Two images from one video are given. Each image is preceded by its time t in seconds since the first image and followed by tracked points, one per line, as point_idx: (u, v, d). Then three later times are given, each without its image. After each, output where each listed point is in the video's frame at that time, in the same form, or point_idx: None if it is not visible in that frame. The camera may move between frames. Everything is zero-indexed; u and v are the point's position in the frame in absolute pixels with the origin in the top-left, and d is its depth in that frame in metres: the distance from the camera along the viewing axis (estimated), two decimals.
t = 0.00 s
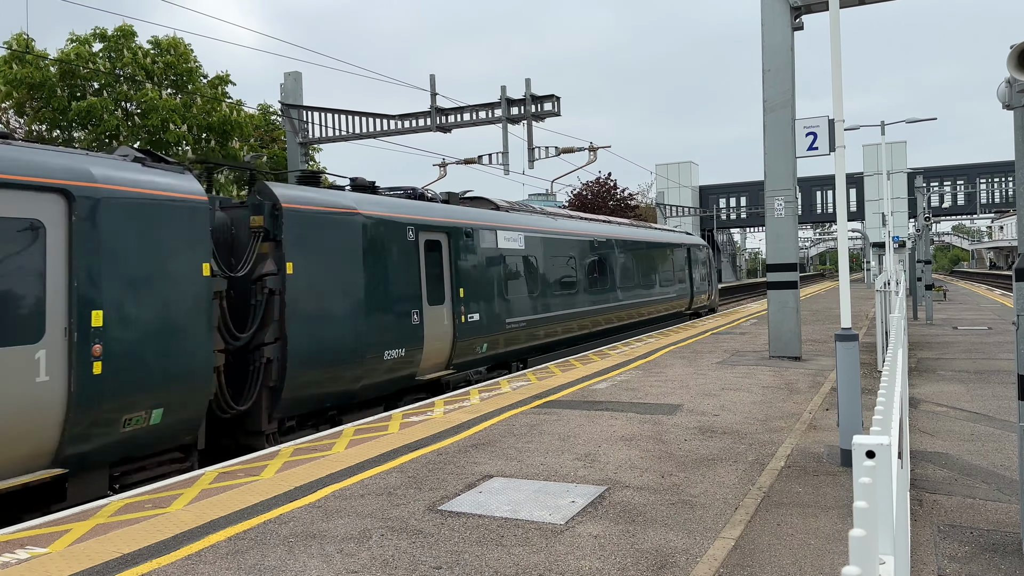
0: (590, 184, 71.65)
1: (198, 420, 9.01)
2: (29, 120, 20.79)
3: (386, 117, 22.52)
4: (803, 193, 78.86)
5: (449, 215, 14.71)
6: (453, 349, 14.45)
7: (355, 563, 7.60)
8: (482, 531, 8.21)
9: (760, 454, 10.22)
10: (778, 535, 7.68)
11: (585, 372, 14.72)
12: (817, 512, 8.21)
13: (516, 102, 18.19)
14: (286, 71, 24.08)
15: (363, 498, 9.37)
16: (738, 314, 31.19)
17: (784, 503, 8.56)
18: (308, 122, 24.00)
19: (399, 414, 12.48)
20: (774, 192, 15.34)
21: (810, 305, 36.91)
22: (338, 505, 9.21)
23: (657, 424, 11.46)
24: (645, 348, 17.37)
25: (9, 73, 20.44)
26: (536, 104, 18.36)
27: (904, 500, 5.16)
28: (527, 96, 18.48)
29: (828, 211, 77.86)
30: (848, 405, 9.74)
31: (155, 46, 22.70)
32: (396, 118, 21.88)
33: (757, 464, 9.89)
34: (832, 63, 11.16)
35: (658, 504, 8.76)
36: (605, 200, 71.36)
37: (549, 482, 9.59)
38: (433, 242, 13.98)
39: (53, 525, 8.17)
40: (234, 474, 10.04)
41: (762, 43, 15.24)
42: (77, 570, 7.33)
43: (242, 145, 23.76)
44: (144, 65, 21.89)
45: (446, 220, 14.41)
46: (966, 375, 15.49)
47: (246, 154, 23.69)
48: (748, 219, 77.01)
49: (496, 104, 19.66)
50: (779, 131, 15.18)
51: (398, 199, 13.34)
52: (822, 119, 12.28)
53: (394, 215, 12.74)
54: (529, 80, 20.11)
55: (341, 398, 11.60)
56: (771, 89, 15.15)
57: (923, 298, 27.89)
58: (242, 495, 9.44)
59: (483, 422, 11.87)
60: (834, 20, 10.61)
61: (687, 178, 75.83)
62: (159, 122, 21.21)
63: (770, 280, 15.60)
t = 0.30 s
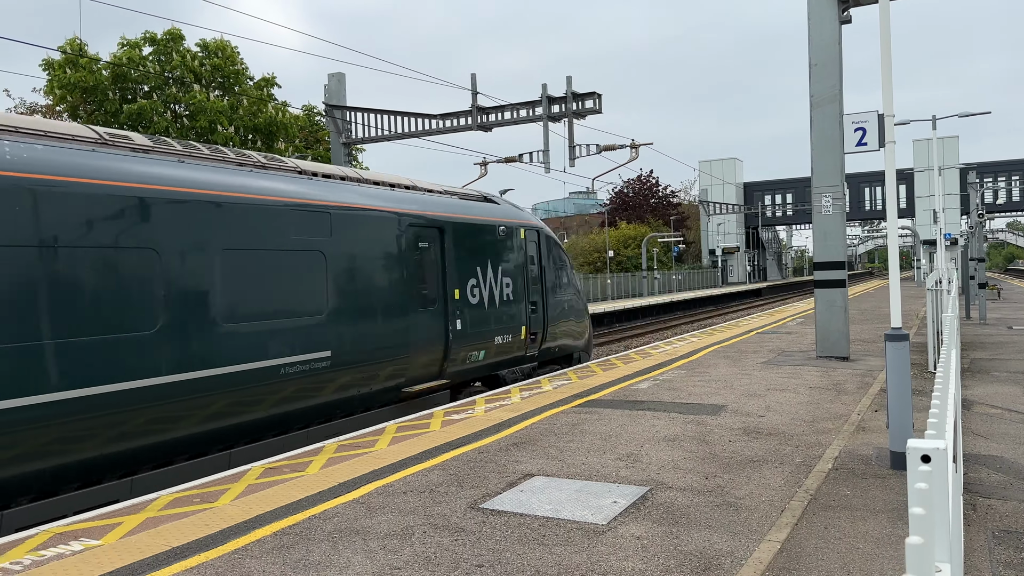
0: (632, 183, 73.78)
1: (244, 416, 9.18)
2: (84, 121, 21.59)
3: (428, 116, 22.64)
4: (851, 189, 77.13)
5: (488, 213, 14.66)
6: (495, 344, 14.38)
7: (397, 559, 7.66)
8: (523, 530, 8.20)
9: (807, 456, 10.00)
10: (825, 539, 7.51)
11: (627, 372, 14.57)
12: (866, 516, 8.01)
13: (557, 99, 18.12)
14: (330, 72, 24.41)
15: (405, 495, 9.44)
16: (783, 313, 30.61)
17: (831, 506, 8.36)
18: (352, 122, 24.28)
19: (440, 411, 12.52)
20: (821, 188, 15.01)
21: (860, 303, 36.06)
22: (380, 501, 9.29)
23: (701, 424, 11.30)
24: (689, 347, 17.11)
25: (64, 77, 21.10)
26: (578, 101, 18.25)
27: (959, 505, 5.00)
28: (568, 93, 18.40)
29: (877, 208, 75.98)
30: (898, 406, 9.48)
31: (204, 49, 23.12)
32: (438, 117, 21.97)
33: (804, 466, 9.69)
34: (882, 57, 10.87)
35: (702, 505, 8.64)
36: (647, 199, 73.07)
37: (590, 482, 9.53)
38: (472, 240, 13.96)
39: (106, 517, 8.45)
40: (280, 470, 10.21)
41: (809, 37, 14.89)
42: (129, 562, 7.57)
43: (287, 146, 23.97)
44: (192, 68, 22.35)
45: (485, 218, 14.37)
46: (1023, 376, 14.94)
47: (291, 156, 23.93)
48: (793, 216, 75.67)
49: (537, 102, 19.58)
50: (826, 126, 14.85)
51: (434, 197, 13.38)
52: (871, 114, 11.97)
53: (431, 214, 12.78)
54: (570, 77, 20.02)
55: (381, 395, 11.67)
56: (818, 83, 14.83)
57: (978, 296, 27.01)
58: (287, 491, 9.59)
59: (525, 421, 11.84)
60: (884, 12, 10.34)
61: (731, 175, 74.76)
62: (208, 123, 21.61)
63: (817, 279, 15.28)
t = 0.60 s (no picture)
0: (678, 180, 73.10)
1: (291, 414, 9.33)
2: (137, 123, 22.41)
3: (471, 116, 22.70)
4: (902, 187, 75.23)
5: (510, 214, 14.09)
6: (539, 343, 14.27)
7: (442, 557, 7.68)
8: (567, 529, 8.15)
9: (858, 458, 9.76)
10: (877, 543, 7.31)
11: (671, 372, 14.41)
12: (920, 520, 7.77)
13: (601, 97, 18.00)
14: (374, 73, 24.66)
15: (449, 492, 9.48)
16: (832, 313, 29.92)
17: (883, 510, 8.13)
18: (396, 123, 24.50)
19: (484, 410, 12.56)
20: (872, 185, 14.69)
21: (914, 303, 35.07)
22: (425, 499, 9.34)
23: (748, 426, 11.11)
24: (734, 347, 16.81)
25: (117, 80, 21.55)
26: (621, 99, 18.12)
27: None
28: (611, 90, 18.28)
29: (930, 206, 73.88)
30: (954, 409, 9.18)
31: (252, 51, 23.43)
32: (481, 117, 22.00)
33: (855, 469, 9.45)
34: (936, 49, 10.56)
35: (749, 508, 8.49)
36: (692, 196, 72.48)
37: (635, 482, 9.44)
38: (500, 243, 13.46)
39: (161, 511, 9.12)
40: (326, 466, 10.43)
41: (860, 31, 14.55)
42: (178, 555, 8.08)
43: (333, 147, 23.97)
44: (240, 70, 22.55)
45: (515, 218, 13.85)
46: None
47: (337, 157, 24.10)
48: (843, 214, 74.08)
49: (580, 100, 19.47)
50: (877, 122, 14.50)
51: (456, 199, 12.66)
52: (925, 109, 11.64)
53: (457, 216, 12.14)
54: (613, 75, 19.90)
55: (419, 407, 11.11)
56: (869, 78, 14.47)
57: None
58: (334, 487, 9.78)
59: (568, 420, 11.78)
60: (940, 4, 10.04)
61: (779, 172, 73.46)
62: (256, 124, 21.88)
63: (868, 277, 14.98)
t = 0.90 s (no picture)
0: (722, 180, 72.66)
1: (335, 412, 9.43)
2: (187, 125, 23.00)
3: (514, 115, 22.70)
4: (955, 184, 73.16)
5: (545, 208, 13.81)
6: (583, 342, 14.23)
7: (485, 555, 7.66)
8: (611, 531, 8.07)
9: (910, 462, 9.49)
10: (931, 549, 7.10)
11: (715, 372, 14.23)
12: (975, 527, 7.53)
13: (644, 94, 17.87)
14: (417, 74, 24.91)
15: (492, 491, 9.46)
16: (882, 313, 29.22)
17: (937, 516, 7.90)
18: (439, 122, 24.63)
19: (526, 408, 12.54)
20: (924, 182, 14.34)
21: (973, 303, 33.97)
22: (468, 497, 9.34)
23: (795, 428, 10.90)
24: (782, 347, 16.57)
25: (167, 83, 22.12)
26: (664, 96, 17.96)
27: None
28: (655, 88, 18.13)
29: (984, 203, 71.67)
30: (1011, 411, 8.88)
31: (298, 53, 23.79)
32: (523, 115, 22.00)
33: (906, 473, 9.20)
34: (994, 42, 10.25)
35: (797, 511, 8.32)
36: (738, 194, 71.80)
37: (680, 484, 9.32)
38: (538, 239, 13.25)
39: (209, 505, 9.30)
40: (370, 462, 10.52)
41: (911, 25, 14.20)
42: (227, 548, 8.21)
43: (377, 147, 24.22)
44: (286, 72, 23.00)
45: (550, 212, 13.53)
46: None
47: (381, 157, 24.29)
48: (893, 212, 72.36)
49: (622, 98, 19.35)
50: (929, 118, 14.13)
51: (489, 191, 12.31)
52: (981, 104, 11.31)
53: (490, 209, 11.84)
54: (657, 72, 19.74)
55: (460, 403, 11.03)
56: (921, 73, 14.11)
57: None
58: (378, 484, 9.86)
59: (611, 420, 11.70)
60: None
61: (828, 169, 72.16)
62: (302, 125, 22.15)
63: (920, 276, 14.63)
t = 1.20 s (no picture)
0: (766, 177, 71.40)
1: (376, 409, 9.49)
2: (232, 126, 23.41)
3: (554, 113, 22.64)
4: (1007, 181, 71.07)
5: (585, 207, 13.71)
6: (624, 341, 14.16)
7: (525, 554, 7.65)
8: (652, 532, 7.99)
9: (960, 467, 9.24)
10: (983, 557, 6.89)
11: (759, 373, 14.05)
12: None
13: (686, 92, 17.69)
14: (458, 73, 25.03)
15: (532, 490, 9.45)
16: (931, 314, 28.55)
17: (988, 522, 7.67)
18: (478, 122, 24.69)
19: (565, 408, 12.52)
20: (976, 180, 14.00)
21: None
22: (508, 496, 9.33)
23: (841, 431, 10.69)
24: (827, 348, 16.31)
25: (213, 85, 22.53)
26: (707, 94, 17.76)
27: None
28: (697, 85, 17.92)
29: None
30: None
31: (340, 54, 23.98)
32: (563, 114, 21.93)
33: (956, 477, 8.97)
34: None
35: (843, 515, 8.15)
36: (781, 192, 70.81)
37: (722, 486, 9.19)
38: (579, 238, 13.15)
39: (255, 500, 9.46)
40: (411, 460, 10.60)
41: (962, 18, 13.82)
42: (272, 542, 8.34)
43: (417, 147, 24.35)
44: (330, 73, 23.23)
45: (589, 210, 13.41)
46: None
47: (421, 156, 24.44)
48: (942, 210, 70.56)
49: (663, 95, 19.17)
50: (981, 113, 13.74)
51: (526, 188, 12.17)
52: None
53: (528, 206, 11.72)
54: (698, 69, 19.54)
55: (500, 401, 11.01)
56: (972, 68, 13.73)
57: None
58: (419, 481, 9.93)
59: (652, 420, 11.62)
60: None
61: (875, 166, 70.74)
62: (343, 126, 22.39)
63: (971, 276, 14.28)
